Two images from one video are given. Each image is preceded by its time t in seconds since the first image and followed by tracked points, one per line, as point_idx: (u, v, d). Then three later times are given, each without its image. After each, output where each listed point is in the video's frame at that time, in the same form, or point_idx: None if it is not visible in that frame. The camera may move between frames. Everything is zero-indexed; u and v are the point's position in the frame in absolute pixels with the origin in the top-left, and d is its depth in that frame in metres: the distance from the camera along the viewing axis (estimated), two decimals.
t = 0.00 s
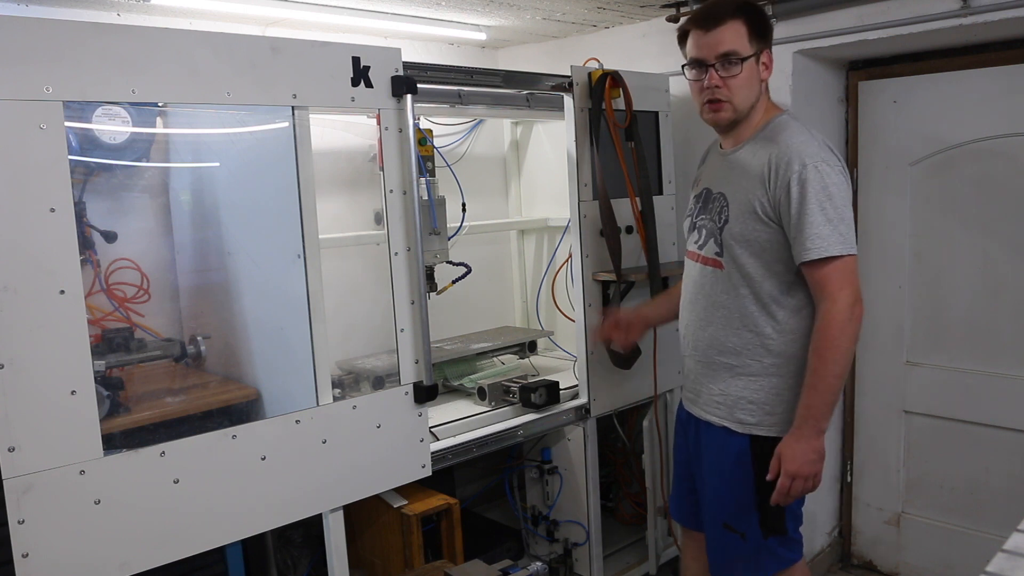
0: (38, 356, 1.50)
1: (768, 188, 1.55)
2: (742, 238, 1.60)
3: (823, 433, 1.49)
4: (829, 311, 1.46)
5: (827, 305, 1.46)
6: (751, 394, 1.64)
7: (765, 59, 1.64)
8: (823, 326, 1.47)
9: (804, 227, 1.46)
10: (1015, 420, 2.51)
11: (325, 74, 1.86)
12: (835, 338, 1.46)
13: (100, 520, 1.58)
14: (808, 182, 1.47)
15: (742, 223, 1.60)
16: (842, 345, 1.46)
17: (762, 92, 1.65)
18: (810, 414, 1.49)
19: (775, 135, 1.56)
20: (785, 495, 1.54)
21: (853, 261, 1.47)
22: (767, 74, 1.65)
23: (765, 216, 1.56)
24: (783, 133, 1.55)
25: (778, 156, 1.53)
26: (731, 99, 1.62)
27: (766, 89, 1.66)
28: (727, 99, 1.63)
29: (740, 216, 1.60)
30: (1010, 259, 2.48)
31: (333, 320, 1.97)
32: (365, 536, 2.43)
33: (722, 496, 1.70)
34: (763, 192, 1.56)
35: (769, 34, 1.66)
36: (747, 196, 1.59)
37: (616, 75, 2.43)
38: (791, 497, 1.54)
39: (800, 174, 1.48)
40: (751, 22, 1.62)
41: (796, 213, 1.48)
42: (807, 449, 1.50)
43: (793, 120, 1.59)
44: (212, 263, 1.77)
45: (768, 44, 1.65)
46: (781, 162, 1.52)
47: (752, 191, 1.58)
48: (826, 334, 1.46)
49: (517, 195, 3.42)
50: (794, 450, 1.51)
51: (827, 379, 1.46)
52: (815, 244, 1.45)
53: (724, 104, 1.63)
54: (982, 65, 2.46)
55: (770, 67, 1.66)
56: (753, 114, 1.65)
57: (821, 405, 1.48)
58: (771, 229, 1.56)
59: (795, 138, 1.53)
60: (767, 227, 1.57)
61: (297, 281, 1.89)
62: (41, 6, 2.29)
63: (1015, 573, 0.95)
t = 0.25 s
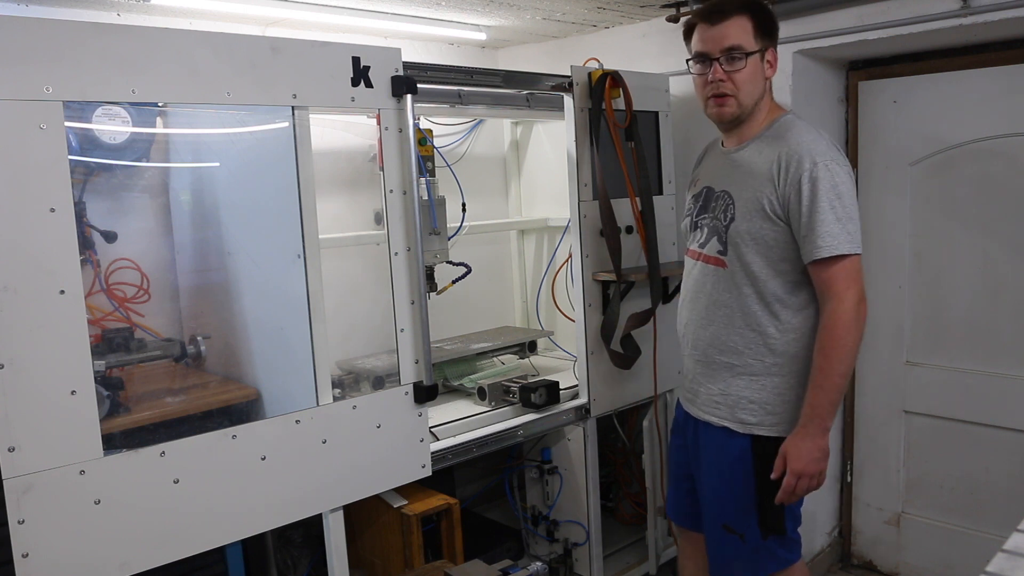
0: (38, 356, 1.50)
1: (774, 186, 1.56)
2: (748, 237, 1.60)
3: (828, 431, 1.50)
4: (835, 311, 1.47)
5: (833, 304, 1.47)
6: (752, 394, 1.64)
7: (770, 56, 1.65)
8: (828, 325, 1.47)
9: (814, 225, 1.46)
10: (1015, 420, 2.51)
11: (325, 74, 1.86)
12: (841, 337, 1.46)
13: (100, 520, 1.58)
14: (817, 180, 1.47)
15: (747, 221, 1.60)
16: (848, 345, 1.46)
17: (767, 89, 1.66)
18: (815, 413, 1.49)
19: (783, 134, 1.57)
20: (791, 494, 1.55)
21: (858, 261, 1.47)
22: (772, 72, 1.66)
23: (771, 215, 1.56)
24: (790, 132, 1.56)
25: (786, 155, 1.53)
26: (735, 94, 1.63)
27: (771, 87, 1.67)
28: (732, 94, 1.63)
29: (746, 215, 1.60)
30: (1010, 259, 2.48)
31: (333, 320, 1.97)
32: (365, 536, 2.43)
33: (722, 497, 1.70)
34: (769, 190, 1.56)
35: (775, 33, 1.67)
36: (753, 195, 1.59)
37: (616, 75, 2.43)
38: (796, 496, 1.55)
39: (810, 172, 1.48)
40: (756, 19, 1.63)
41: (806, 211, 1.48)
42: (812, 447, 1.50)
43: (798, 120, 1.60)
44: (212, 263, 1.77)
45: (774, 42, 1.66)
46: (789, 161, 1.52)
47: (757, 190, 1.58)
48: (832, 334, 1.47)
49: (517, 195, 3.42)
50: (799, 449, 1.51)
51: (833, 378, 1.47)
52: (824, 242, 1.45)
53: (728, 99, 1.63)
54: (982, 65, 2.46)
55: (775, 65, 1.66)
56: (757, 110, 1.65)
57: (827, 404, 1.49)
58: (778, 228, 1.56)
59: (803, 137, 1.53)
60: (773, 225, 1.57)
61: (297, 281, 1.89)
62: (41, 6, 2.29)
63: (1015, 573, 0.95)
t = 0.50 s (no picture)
0: (38, 356, 1.50)
1: (773, 186, 1.56)
2: (746, 237, 1.60)
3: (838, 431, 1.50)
4: (837, 310, 1.47)
5: (835, 301, 1.47)
6: (753, 394, 1.64)
7: (765, 57, 1.65)
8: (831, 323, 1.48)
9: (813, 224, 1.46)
10: (1015, 420, 2.51)
11: (325, 74, 1.86)
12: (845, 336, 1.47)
13: (100, 520, 1.58)
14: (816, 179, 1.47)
15: (746, 221, 1.60)
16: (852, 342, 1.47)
17: (762, 90, 1.65)
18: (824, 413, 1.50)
19: (780, 134, 1.57)
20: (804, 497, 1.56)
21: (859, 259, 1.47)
22: (768, 73, 1.66)
23: (769, 214, 1.56)
24: (788, 132, 1.56)
25: (784, 154, 1.53)
26: (728, 96, 1.63)
27: (766, 88, 1.66)
28: (725, 96, 1.63)
29: (744, 215, 1.60)
30: (1010, 259, 2.48)
31: (333, 320, 1.97)
32: (364, 536, 2.43)
33: (722, 497, 1.70)
34: (767, 190, 1.56)
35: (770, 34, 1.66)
36: (751, 195, 1.59)
37: (616, 75, 2.43)
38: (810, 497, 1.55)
39: (807, 172, 1.48)
40: (750, 21, 1.63)
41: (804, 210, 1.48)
42: (823, 448, 1.50)
43: (796, 119, 1.60)
44: (212, 263, 1.77)
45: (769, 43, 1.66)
46: (787, 161, 1.52)
47: (756, 190, 1.58)
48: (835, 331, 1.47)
49: (517, 195, 3.43)
50: (810, 450, 1.51)
51: (839, 377, 1.47)
52: (824, 241, 1.45)
53: (721, 101, 1.63)
54: (982, 65, 2.46)
55: (770, 66, 1.66)
56: (752, 111, 1.65)
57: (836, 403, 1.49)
58: (777, 227, 1.56)
59: (800, 136, 1.53)
60: (772, 225, 1.57)
61: (297, 281, 1.89)
62: (41, 6, 2.29)
63: (1015, 573, 0.96)
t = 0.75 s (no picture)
0: (38, 356, 1.50)
1: (767, 187, 1.55)
2: (742, 237, 1.60)
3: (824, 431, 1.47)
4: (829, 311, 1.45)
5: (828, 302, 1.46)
6: (747, 394, 1.64)
7: (765, 57, 1.64)
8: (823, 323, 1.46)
9: (804, 225, 1.46)
10: (1015, 420, 2.51)
11: (325, 74, 1.86)
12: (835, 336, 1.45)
13: (100, 520, 1.58)
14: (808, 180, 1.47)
15: (742, 221, 1.60)
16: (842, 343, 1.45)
17: (760, 90, 1.65)
18: (813, 412, 1.47)
19: (776, 134, 1.57)
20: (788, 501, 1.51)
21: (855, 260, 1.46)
22: (767, 73, 1.65)
23: (764, 215, 1.56)
24: (784, 132, 1.56)
25: (778, 155, 1.53)
26: (726, 96, 1.63)
27: (765, 89, 1.66)
28: (723, 96, 1.63)
29: (740, 215, 1.60)
30: (1010, 259, 2.48)
31: (333, 320, 1.97)
32: (365, 536, 2.43)
33: (720, 497, 1.70)
34: (762, 191, 1.56)
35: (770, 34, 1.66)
36: (746, 195, 1.59)
37: (616, 75, 2.43)
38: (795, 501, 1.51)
39: (800, 172, 1.48)
40: (750, 21, 1.63)
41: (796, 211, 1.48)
42: (810, 448, 1.47)
43: (795, 120, 1.60)
44: (212, 263, 1.77)
45: (769, 43, 1.65)
46: (781, 161, 1.52)
47: (751, 190, 1.58)
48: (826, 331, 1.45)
49: (517, 195, 3.42)
50: (796, 450, 1.48)
51: (828, 377, 1.46)
52: (815, 241, 1.44)
53: (718, 101, 1.64)
54: (982, 65, 2.46)
55: (770, 65, 1.66)
56: (749, 112, 1.65)
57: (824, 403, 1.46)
58: (772, 228, 1.56)
59: (796, 137, 1.53)
60: (767, 225, 1.57)
61: (297, 281, 1.89)
62: (41, 6, 2.29)
63: (1015, 573, 0.95)
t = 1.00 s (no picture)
0: (38, 356, 1.50)
1: (769, 185, 1.55)
2: (743, 236, 1.60)
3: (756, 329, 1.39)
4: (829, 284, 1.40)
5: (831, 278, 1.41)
6: (747, 394, 1.64)
7: (768, 56, 1.64)
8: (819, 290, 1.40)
9: (804, 222, 1.46)
10: (1015, 420, 2.51)
11: (325, 74, 1.86)
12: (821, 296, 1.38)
13: (100, 520, 1.58)
14: (810, 178, 1.47)
15: (743, 220, 1.60)
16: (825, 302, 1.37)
17: (764, 90, 1.65)
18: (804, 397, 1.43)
19: (779, 133, 1.57)
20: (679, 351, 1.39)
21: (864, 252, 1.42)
22: (770, 73, 1.65)
23: (766, 213, 1.56)
24: (786, 131, 1.56)
25: (780, 153, 1.53)
26: (729, 95, 1.63)
27: (768, 89, 1.66)
28: (726, 96, 1.63)
29: (741, 213, 1.60)
30: (1010, 259, 2.48)
31: (333, 320, 1.97)
32: (365, 536, 2.43)
33: (721, 496, 1.71)
34: (764, 189, 1.56)
35: (774, 34, 1.66)
36: (748, 194, 1.59)
37: (616, 75, 2.43)
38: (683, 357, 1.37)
39: (802, 170, 1.48)
40: (753, 21, 1.63)
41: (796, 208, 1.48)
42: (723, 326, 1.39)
43: (798, 119, 1.60)
44: (212, 263, 1.77)
45: (772, 43, 1.65)
46: (783, 159, 1.52)
47: (752, 189, 1.58)
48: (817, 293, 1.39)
49: (517, 195, 3.42)
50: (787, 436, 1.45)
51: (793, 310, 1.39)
52: (817, 238, 1.44)
53: (722, 100, 1.64)
54: (982, 65, 2.46)
55: (773, 65, 1.66)
56: (753, 111, 1.65)
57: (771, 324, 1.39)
58: (773, 226, 1.56)
59: (798, 135, 1.53)
60: (769, 224, 1.57)
61: (297, 281, 1.89)
62: (41, 6, 2.29)
63: (1015, 573, 0.95)
